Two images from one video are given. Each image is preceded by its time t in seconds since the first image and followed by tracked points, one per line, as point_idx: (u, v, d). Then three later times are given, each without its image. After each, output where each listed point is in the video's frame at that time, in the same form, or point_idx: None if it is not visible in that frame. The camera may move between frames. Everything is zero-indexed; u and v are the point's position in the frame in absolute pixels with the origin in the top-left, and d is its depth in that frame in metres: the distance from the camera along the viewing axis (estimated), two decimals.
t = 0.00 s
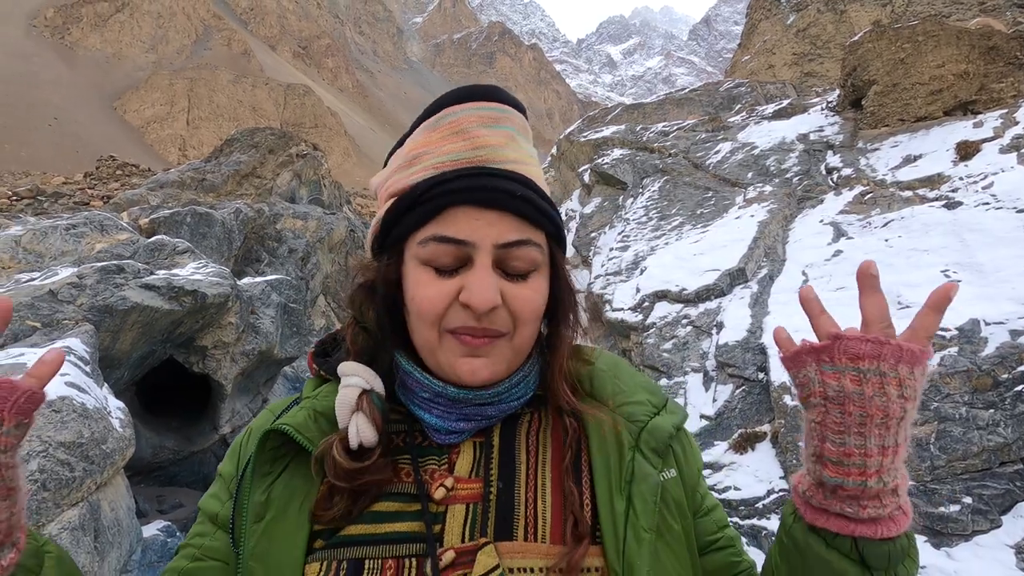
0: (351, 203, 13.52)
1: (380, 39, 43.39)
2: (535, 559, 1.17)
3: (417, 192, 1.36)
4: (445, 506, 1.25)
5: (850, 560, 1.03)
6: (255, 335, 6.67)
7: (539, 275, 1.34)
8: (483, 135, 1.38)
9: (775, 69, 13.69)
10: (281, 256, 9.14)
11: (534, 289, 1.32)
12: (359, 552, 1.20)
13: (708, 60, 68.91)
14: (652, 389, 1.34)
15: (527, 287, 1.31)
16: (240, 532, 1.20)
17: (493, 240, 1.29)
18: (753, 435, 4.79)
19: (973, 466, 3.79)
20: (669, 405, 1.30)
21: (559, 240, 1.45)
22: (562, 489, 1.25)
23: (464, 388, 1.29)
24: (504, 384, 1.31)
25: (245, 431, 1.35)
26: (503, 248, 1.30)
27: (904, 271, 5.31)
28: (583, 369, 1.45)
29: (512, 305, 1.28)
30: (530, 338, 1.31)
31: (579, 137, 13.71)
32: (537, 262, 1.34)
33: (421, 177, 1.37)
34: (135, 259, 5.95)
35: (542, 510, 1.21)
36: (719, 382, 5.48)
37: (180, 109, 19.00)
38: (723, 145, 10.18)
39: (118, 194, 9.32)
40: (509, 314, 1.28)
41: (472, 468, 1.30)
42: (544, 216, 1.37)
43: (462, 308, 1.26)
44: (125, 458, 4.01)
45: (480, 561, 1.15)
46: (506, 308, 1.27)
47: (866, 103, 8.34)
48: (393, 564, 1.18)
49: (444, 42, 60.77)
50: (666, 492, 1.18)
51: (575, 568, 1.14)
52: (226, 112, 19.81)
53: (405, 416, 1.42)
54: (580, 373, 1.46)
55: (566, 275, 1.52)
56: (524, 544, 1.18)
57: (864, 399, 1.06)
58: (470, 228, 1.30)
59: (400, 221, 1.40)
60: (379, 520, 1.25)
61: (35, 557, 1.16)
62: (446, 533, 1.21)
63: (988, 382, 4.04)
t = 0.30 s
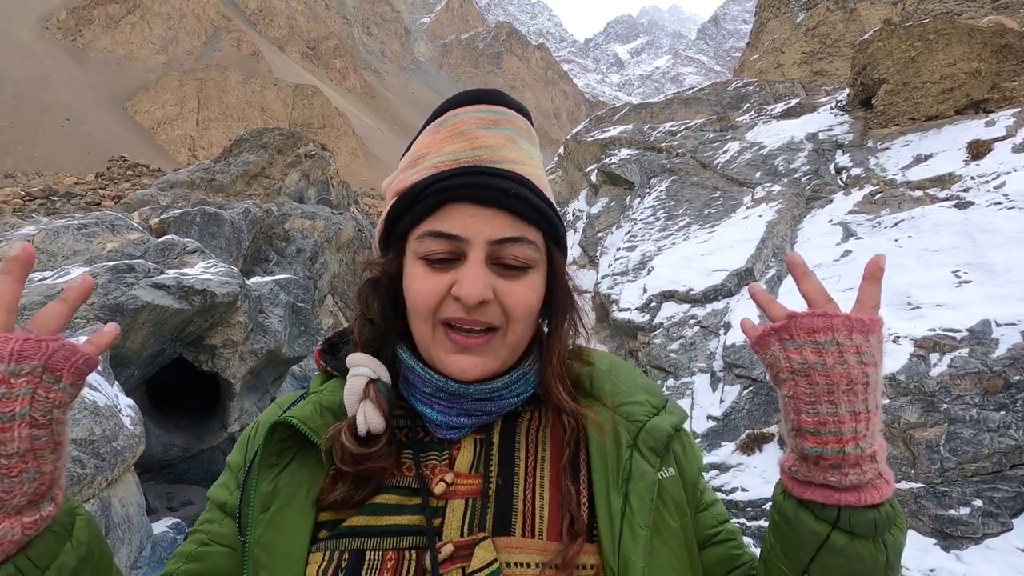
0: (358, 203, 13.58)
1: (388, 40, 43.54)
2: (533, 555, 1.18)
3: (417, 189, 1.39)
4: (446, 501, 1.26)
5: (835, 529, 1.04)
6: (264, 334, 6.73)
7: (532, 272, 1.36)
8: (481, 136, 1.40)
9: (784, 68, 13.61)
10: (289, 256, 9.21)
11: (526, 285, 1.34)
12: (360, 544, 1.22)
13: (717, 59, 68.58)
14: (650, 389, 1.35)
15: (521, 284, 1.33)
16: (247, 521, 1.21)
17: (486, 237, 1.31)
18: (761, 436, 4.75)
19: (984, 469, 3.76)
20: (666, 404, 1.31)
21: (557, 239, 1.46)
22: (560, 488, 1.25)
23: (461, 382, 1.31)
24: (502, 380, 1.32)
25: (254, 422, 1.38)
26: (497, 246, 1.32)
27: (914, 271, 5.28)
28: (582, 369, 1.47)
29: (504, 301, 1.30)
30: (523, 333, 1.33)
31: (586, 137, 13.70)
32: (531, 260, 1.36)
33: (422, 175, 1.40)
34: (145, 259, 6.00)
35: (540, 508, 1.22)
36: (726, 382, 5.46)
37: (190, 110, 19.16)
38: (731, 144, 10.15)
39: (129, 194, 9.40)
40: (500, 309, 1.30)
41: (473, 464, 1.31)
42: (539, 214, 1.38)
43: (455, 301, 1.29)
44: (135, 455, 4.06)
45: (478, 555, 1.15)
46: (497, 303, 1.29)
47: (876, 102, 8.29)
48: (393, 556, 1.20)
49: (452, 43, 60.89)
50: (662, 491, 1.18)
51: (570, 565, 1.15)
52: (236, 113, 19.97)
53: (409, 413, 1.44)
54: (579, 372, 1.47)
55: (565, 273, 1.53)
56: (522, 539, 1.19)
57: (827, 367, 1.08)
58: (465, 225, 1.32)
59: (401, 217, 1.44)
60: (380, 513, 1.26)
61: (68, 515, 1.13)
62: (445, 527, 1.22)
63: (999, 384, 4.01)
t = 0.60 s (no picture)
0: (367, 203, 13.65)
1: (396, 39, 43.68)
2: (539, 553, 1.19)
3: (431, 187, 1.41)
4: (452, 497, 1.28)
5: (843, 530, 1.08)
6: (272, 332, 6.77)
7: (543, 271, 1.38)
8: (496, 136, 1.43)
9: (793, 66, 13.52)
10: (298, 255, 9.27)
11: (538, 284, 1.36)
12: (368, 538, 1.24)
13: (726, 58, 68.27)
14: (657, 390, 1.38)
15: (531, 282, 1.35)
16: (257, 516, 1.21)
17: (498, 235, 1.33)
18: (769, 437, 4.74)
19: (995, 471, 3.73)
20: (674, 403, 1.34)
21: (568, 238, 1.48)
22: (566, 487, 1.28)
23: (470, 379, 1.33)
24: (509, 377, 1.34)
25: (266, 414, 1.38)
26: (510, 243, 1.34)
27: (925, 272, 5.25)
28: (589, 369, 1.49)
29: (515, 298, 1.32)
30: (533, 330, 1.35)
31: (594, 137, 13.68)
32: (542, 259, 1.38)
33: (436, 173, 1.42)
34: (156, 257, 6.08)
35: (545, 507, 1.25)
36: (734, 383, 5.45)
37: (200, 110, 19.33)
38: (739, 144, 10.11)
39: (140, 194, 9.51)
40: (512, 307, 1.32)
41: (480, 462, 1.32)
42: (551, 214, 1.40)
43: (467, 298, 1.31)
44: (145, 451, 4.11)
45: (484, 552, 1.17)
46: (509, 301, 1.31)
47: (887, 101, 8.22)
48: (399, 552, 1.22)
49: (461, 43, 61.03)
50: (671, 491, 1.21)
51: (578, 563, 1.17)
52: (245, 113, 20.13)
53: (417, 410, 1.46)
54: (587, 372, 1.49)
55: (575, 272, 1.55)
56: (528, 538, 1.21)
57: (736, 423, 1.10)
58: (478, 222, 1.34)
59: (415, 215, 1.46)
60: (388, 507, 1.28)
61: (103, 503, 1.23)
62: (451, 524, 1.24)
63: (1011, 386, 3.99)
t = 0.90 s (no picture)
0: (374, 200, 13.70)
1: (404, 37, 43.67)
2: (537, 546, 1.19)
3: (426, 186, 1.43)
4: (451, 491, 1.28)
5: None
6: (281, 329, 6.85)
7: (535, 271, 1.39)
8: (489, 134, 1.43)
9: (804, 63, 13.42)
10: (306, 252, 9.35)
11: (530, 284, 1.37)
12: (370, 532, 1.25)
13: (736, 55, 67.86)
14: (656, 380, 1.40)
15: (524, 281, 1.37)
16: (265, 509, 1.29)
17: (492, 234, 1.35)
18: (777, 436, 4.76)
19: (1006, 472, 3.76)
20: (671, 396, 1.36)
21: (563, 235, 1.49)
22: (562, 480, 1.29)
23: (467, 375, 1.35)
24: (508, 373, 1.35)
25: (268, 410, 1.45)
26: (502, 243, 1.35)
27: (935, 270, 5.21)
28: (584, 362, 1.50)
29: (508, 298, 1.33)
30: (526, 329, 1.37)
31: (602, 134, 13.64)
32: (535, 259, 1.39)
33: (431, 173, 1.43)
34: (167, 255, 6.14)
35: (542, 499, 1.25)
36: (742, 382, 5.45)
37: (210, 108, 19.46)
38: (749, 141, 10.06)
39: (151, 191, 9.59)
40: (504, 306, 1.34)
41: (479, 455, 1.32)
42: (544, 212, 1.41)
43: (461, 298, 1.33)
44: (158, 446, 4.18)
45: (482, 544, 1.17)
46: (501, 301, 1.33)
47: (899, 98, 8.15)
48: (400, 544, 1.23)
49: (469, 40, 60.99)
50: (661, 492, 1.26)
51: (574, 555, 1.17)
52: (254, 111, 20.23)
53: (417, 405, 1.45)
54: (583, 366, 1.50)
55: (572, 267, 1.56)
56: (526, 529, 1.20)
57: None
58: (472, 222, 1.36)
59: (411, 213, 1.48)
60: (388, 501, 1.29)
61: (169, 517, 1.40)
62: (451, 516, 1.24)
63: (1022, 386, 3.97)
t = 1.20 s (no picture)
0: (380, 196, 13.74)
1: (410, 32, 43.63)
2: (529, 528, 1.23)
3: (411, 186, 1.43)
4: (448, 477, 1.31)
5: None
6: (288, 324, 6.90)
7: (511, 275, 1.38)
8: (472, 135, 1.39)
9: (812, 57, 13.32)
10: (312, 248, 9.43)
11: (505, 288, 1.37)
12: (373, 514, 1.27)
13: (743, 49, 67.49)
14: (635, 376, 1.35)
15: (498, 284, 1.37)
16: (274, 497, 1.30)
17: (466, 238, 1.35)
18: (781, 432, 4.80)
19: (1011, 469, 3.77)
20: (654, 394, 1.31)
21: (551, 235, 1.44)
22: (551, 472, 1.29)
23: (451, 371, 1.36)
24: (494, 366, 1.36)
25: (271, 405, 1.44)
26: (476, 247, 1.35)
27: (942, 267, 5.19)
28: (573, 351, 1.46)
29: (481, 301, 1.34)
30: (502, 330, 1.37)
31: (608, 130, 13.59)
32: (512, 263, 1.38)
33: (417, 172, 1.43)
34: (174, 250, 6.19)
35: (533, 485, 1.28)
36: (747, 378, 5.45)
37: (216, 104, 19.53)
38: (755, 137, 10.02)
39: (158, 187, 9.66)
40: (477, 309, 1.34)
41: (473, 443, 1.35)
42: (524, 216, 1.37)
43: (434, 300, 1.35)
44: (166, 439, 4.23)
45: (477, 526, 1.21)
46: (473, 304, 1.34)
47: (908, 93, 8.09)
48: (399, 527, 1.26)
49: (475, 35, 60.87)
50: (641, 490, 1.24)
51: (558, 536, 1.21)
52: (260, 106, 20.30)
53: (414, 394, 1.45)
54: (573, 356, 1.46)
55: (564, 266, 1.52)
56: (517, 512, 1.25)
57: None
58: (448, 225, 1.36)
59: (400, 210, 1.50)
60: (387, 486, 1.30)
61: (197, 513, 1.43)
62: (448, 501, 1.28)
63: None
